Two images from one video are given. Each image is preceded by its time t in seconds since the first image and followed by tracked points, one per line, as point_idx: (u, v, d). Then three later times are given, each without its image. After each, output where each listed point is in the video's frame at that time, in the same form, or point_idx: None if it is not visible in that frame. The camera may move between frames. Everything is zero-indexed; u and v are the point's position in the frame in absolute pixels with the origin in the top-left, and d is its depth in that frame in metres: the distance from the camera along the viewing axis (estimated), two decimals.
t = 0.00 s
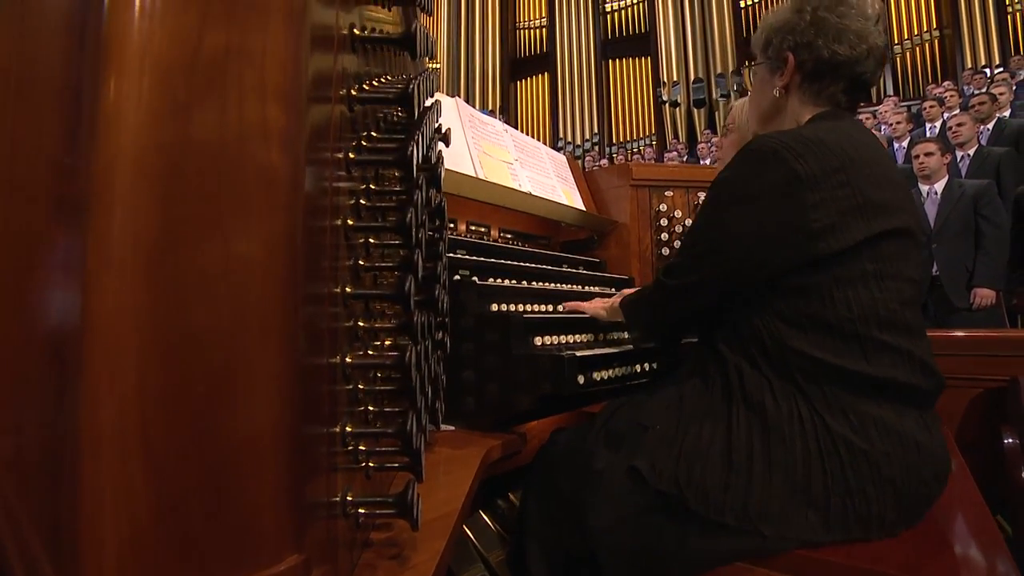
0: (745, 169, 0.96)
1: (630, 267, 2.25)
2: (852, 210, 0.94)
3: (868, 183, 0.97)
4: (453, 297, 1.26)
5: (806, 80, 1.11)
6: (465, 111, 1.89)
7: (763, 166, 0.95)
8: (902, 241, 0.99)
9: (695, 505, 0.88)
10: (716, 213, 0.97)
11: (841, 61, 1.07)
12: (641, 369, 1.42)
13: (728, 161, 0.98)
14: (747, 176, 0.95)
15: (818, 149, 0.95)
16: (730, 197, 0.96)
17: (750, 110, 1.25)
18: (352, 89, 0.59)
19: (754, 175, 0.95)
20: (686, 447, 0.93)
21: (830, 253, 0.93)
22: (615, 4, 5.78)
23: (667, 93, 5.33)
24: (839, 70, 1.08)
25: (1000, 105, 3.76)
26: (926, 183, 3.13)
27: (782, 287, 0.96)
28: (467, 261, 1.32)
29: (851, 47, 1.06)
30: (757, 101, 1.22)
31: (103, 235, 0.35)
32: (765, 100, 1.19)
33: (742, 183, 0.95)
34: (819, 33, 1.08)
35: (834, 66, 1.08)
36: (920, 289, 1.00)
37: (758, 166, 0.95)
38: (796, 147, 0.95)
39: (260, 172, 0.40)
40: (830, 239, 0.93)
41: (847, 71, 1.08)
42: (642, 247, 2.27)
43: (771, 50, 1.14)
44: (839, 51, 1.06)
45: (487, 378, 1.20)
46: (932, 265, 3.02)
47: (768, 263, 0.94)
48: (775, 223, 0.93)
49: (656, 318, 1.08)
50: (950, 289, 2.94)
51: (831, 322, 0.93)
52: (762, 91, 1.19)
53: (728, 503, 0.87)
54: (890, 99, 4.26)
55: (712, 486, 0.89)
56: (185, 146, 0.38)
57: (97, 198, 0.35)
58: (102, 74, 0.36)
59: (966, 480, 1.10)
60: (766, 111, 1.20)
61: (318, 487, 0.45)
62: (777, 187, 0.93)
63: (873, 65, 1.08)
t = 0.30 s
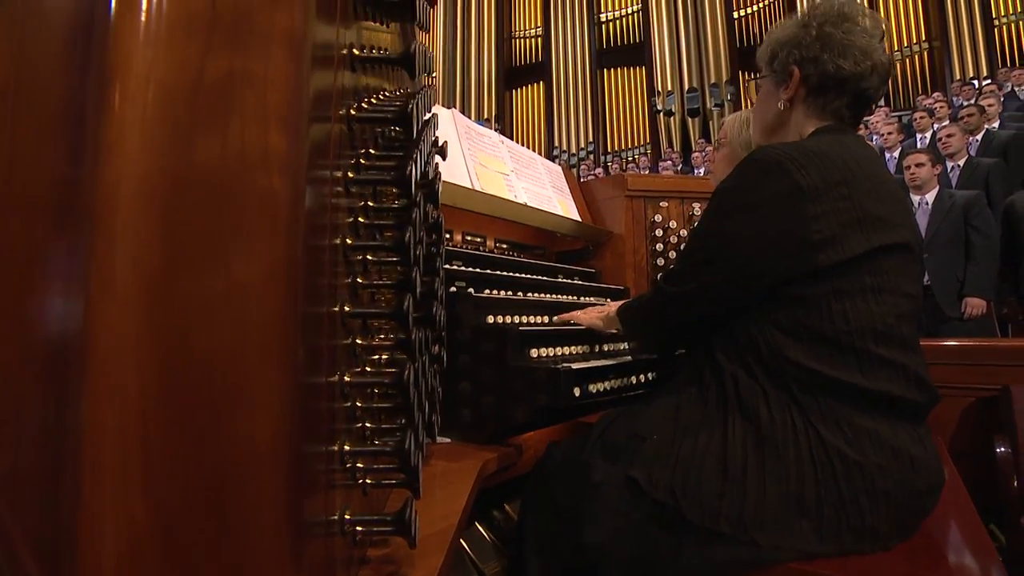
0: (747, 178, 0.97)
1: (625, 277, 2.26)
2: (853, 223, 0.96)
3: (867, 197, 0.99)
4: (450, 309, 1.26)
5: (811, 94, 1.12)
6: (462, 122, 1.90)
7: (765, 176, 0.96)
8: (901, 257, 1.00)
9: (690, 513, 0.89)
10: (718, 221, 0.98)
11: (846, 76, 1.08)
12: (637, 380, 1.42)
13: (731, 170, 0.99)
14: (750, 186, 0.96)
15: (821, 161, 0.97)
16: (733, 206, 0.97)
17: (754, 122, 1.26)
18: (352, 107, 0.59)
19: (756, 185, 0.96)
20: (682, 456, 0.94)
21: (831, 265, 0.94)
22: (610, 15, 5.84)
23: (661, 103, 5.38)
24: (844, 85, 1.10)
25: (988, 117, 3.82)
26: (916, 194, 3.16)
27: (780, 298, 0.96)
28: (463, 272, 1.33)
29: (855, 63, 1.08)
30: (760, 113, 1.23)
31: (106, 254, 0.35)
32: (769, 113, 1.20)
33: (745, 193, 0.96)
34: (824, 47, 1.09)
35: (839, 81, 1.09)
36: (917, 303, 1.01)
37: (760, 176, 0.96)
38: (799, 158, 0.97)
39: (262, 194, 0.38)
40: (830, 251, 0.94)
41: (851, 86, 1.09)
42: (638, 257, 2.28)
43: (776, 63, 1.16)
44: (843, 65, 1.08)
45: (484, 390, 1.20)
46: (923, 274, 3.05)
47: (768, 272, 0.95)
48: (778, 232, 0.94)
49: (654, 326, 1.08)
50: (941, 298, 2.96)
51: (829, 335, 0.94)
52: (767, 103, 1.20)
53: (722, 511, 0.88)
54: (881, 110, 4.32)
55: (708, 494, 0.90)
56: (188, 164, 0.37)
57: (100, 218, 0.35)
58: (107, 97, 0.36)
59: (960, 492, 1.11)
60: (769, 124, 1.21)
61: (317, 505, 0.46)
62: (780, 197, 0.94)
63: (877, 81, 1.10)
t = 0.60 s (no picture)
0: (741, 188, 0.98)
1: (622, 284, 2.26)
2: (847, 231, 0.97)
3: (860, 206, 1.00)
4: (448, 319, 1.26)
5: (801, 104, 1.14)
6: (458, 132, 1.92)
7: (759, 186, 0.97)
8: (894, 264, 1.01)
9: (689, 519, 0.89)
10: (713, 231, 0.99)
11: (835, 87, 1.10)
12: (635, 388, 1.43)
13: (725, 179, 1.01)
14: (743, 196, 0.97)
15: (815, 170, 0.98)
16: (728, 216, 0.98)
17: (746, 132, 1.27)
18: (350, 124, 0.60)
19: (750, 195, 0.97)
20: (680, 462, 0.95)
21: (825, 272, 0.95)
22: (604, 23, 5.87)
23: (656, 109, 5.41)
24: (832, 96, 1.11)
25: (979, 121, 3.85)
26: (910, 198, 3.18)
27: (776, 306, 0.97)
28: (461, 282, 1.33)
29: (844, 74, 1.09)
30: (753, 124, 1.24)
31: (109, 274, 0.35)
32: (762, 123, 1.21)
33: (740, 202, 0.97)
34: (813, 59, 1.11)
35: (827, 92, 1.10)
36: (910, 311, 1.02)
37: (754, 186, 0.97)
38: (792, 167, 0.97)
39: (263, 214, 0.38)
40: (825, 259, 0.95)
41: (840, 97, 1.11)
42: (634, 264, 2.29)
43: (767, 75, 1.17)
44: (832, 77, 1.09)
45: (483, 400, 1.20)
46: (919, 277, 3.06)
47: (764, 280, 0.96)
48: (772, 241, 0.95)
49: (652, 334, 1.09)
50: (936, 301, 2.98)
51: (824, 342, 0.94)
52: (758, 115, 1.21)
53: (720, 517, 0.88)
54: (874, 115, 4.36)
55: (706, 500, 0.90)
56: (190, 186, 0.37)
57: (101, 237, 0.35)
58: (107, 120, 0.36)
59: (958, 497, 1.11)
60: (762, 134, 1.23)
61: (318, 520, 0.46)
62: (774, 206, 0.95)
63: (865, 92, 1.11)
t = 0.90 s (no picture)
0: (743, 200, 0.99)
1: (623, 292, 2.27)
2: (848, 245, 0.97)
3: (861, 220, 1.00)
4: (450, 329, 1.27)
5: (798, 116, 1.15)
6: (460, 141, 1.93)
7: (761, 198, 0.97)
8: (892, 275, 1.01)
9: (689, 525, 0.89)
10: (714, 244, 0.99)
11: (830, 98, 1.10)
12: (636, 398, 1.43)
13: (726, 192, 1.01)
14: (745, 209, 0.98)
15: (815, 183, 0.98)
16: (730, 229, 0.98)
17: (744, 143, 1.28)
18: (352, 141, 0.60)
19: (752, 207, 0.97)
20: (678, 469, 0.95)
21: (828, 286, 0.95)
22: (603, 30, 5.90)
23: (655, 116, 5.43)
24: (828, 107, 1.12)
25: (977, 127, 3.86)
26: (909, 204, 3.19)
27: (776, 317, 0.97)
28: (462, 292, 1.33)
29: (839, 85, 1.10)
30: (751, 135, 1.25)
31: (119, 293, 0.36)
32: (759, 135, 1.23)
33: (742, 214, 0.98)
34: (808, 71, 1.11)
35: (824, 103, 1.11)
36: (908, 322, 1.03)
37: (755, 198, 0.98)
38: (793, 179, 0.98)
39: (269, 234, 0.38)
40: (827, 273, 0.95)
41: (835, 108, 1.12)
42: (635, 272, 2.29)
43: (763, 87, 1.18)
44: (827, 88, 1.10)
45: (484, 410, 1.21)
46: (919, 283, 3.07)
47: (766, 294, 0.96)
48: (774, 257, 0.95)
49: (654, 344, 1.10)
50: (937, 307, 2.98)
51: (823, 353, 0.95)
52: (755, 126, 1.23)
53: (719, 524, 0.88)
54: (872, 121, 4.37)
55: (705, 507, 0.90)
56: (200, 206, 0.38)
57: (109, 257, 0.35)
58: (113, 142, 0.36)
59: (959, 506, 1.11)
60: (759, 145, 1.24)
61: (322, 536, 0.46)
62: (777, 219, 0.95)
63: (861, 101, 1.12)
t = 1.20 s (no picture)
0: (750, 207, 0.99)
1: (625, 299, 2.27)
2: (856, 253, 0.98)
3: (867, 229, 1.01)
4: (452, 338, 1.27)
5: (798, 125, 1.15)
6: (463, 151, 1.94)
7: (768, 205, 0.97)
8: (896, 283, 1.01)
9: (691, 532, 0.89)
10: (721, 252, 0.99)
11: (831, 106, 1.11)
12: (638, 406, 1.43)
13: (732, 200, 1.01)
14: (752, 216, 0.98)
15: (823, 190, 0.99)
16: (738, 236, 0.98)
17: (745, 153, 1.28)
18: (354, 156, 0.60)
19: (760, 215, 0.97)
20: (682, 478, 0.95)
21: (835, 295, 0.96)
22: (605, 37, 5.92)
23: (657, 122, 5.44)
24: (829, 115, 1.12)
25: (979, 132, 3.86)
26: (912, 210, 3.19)
27: (779, 327, 0.97)
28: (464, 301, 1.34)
29: (838, 93, 1.11)
30: (752, 145, 1.26)
31: (122, 308, 0.36)
32: (761, 144, 1.23)
33: (750, 221, 0.98)
34: (807, 80, 1.12)
35: (824, 112, 1.12)
36: (912, 331, 1.03)
37: (762, 206, 0.98)
38: (802, 186, 0.98)
39: (270, 246, 0.38)
40: (835, 281, 0.95)
41: (836, 116, 1.12)
42: (637, 279, 2.29)
43: (762, 98, 1.19)
44: (827, 97, 1.10)
45: (486, 419, 1.21)
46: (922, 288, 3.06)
47: (771, 303, 0.95)
48: (784, 263, 0.95)
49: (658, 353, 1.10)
50: (940, 313, 2.97)
51: (828, 362, 0.94)
52: (757, 135, 1.23)
53: (722, 532, 0.88)
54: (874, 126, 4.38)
55: (708, 515, 0.90)
56: (201, 219, 0.38)
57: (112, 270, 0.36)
58: (117, 158, 0.37)
59: (964, 515, 1.10)
60: (762, 155, 1.24)
61: (325, 548, 0.46)
62: (786, 225, 0.95)
63: (861, 108, 1.13)
